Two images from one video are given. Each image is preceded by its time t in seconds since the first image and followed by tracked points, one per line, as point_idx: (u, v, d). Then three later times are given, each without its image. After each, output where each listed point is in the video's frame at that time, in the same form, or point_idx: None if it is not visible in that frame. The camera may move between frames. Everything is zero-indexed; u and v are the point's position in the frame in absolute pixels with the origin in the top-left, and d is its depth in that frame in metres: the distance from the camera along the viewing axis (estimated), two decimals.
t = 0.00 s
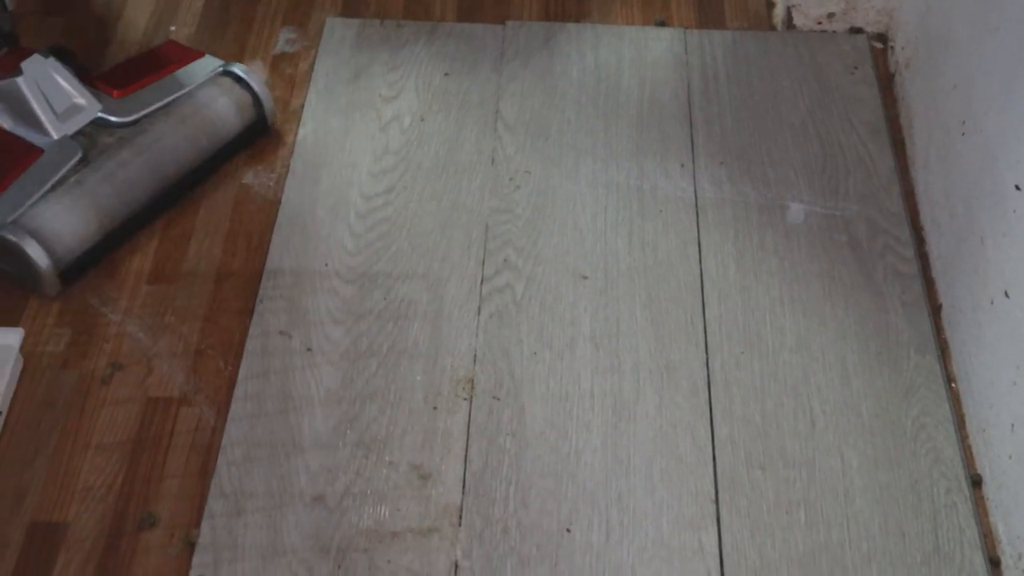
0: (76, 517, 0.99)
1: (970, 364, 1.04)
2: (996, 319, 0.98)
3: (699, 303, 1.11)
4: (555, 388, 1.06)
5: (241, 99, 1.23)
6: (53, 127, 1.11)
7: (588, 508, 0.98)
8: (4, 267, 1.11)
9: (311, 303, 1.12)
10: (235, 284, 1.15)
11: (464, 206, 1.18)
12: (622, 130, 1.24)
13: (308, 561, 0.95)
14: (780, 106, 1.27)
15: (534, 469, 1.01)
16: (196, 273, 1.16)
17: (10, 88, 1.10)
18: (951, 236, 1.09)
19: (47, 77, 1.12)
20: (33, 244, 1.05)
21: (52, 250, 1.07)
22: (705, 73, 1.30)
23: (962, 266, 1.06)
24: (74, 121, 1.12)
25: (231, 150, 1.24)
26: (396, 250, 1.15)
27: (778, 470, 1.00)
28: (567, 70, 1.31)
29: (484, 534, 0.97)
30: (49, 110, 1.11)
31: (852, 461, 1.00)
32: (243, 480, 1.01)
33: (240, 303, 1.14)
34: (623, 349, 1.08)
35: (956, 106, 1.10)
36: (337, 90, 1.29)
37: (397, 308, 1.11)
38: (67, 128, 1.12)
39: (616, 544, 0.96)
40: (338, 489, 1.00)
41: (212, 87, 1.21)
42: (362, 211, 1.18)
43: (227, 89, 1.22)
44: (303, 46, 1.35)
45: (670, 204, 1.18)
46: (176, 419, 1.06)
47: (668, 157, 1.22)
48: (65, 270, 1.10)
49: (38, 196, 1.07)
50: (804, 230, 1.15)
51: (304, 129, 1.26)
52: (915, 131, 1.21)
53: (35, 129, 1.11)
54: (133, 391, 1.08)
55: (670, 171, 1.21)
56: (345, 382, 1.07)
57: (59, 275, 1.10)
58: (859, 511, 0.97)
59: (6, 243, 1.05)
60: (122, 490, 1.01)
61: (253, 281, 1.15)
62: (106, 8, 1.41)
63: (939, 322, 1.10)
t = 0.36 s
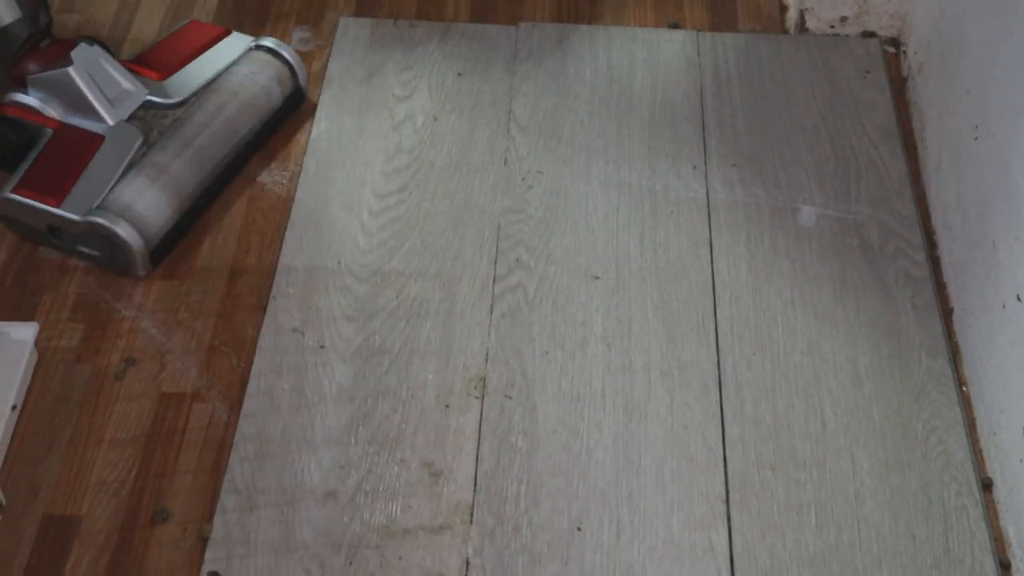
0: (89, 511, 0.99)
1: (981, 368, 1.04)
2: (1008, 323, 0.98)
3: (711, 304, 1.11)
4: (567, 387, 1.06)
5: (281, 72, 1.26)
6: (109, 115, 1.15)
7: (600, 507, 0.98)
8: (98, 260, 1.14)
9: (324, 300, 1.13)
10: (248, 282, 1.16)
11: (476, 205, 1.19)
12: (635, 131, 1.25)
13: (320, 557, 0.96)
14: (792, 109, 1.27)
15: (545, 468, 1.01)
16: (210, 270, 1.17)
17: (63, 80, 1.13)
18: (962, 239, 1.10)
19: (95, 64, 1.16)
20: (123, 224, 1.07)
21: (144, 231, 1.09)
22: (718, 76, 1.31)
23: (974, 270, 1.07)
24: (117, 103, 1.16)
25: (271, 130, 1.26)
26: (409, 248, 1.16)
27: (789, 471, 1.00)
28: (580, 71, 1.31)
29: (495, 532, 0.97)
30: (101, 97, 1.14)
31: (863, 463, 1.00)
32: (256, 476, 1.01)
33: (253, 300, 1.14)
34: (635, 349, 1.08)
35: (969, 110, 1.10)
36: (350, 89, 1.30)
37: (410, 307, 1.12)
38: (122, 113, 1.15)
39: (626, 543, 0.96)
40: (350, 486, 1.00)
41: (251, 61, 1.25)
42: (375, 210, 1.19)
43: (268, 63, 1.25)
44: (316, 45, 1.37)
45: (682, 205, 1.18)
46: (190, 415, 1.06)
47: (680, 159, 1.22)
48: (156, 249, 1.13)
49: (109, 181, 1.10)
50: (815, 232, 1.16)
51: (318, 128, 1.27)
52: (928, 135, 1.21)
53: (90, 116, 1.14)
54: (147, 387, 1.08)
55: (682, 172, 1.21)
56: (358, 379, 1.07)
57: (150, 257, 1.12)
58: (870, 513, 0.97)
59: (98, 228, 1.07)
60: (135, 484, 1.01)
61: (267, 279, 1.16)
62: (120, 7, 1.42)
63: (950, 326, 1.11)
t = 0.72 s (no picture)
0: (99, 512, 1.00)
1: (990, 370, 1.04)
2: (1016, 325, 0.98)
3: (719, 306, 1.11)
4: (576, 389, 1.06)
5: None
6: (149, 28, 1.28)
7: (609, 509, 0.99)
8: (200, 128, 1.28)
9: (333, 301, 1.13)
10: (257, 283, 1.16)
11: (485, 206, 1.19)
12: (643, 132, 1.25)
13: (329, 558, 0.96)
14: (800, 109, 1.27)
15: (554, 470, 1.01)
16: (219, 271, 1.17)
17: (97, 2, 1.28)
18: (971, 242, 1.10)
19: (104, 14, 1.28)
20: (221, 84, 1.23)
21: (237, 90, 1.25)
22: (726, 77, 1.31)
23: (982, 272, 1.07)
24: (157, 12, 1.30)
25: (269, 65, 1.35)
26: (417, 249, 1.16)
27: (797, 473, 1.00)
28: (588, 71, 1.31)
29: (504, 533, 0.97)
30: None
31: (871, 465, 1.01)
32: (265, 476, 1.01)
33: (262, 302, 1.15)
34: (644, 350, 1.08)
35: (977, 113, 1.10)
36: (359, 89, 1.30)
37: (419, 308, 1.12)
38: (159, 6, 1.31)
39: (635, 544, 0.96)
40: (359, 487, 1.01)
41: None
42: (384, 211, 1.19)
43: None
44: (325, 46, 1.38)
45: (691, 206, 1.19)
46: (199, 416, 1.07)
47: (688, 160, 1.22)
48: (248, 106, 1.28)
49: (194, 61, 1.25)
50: (824, 234, 1.16)
51: (326, 127, 1.27)
52: (937, 136, 1.21)
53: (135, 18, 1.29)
54: (157, 388, 1.08)
55: (691, 173, 1.21)
56: (367, 381, 1.07)
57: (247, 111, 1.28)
58: (878, 516, 0.97)
59: (204, 94, 1.23)
60: (145, 486, 1.02)
61: (276, 280, 1.16)
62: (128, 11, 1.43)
63: (958, 328, 1.11)
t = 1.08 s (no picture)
0: (106, 516, 1.00)
1: (995, 378, 1.04)
2: (1021, 333, 0.98)
3: (724, 313, 1.11)
4: (582, 394, 1.06)
5: None
6: None
7: (614, 515, 0.99)
8: None
9: (340, 306, 1.13)
10: (263, 288, 1.16)
11: (491, 212, 1.19)
12: (648, 138, 1.25)
13: (336, 563, 0.96)
14: (806, 116, 1.27)
15: (560, 476, 1.01)
16: (226, 275, 1.17)
17: None
18: (977, 249, 1.10)
19: None
20: None
21: None
22: (732, 83, 1.31)
23: (988, 279, 1.07)
24: None
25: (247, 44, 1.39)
26: (424, 255, 1.16)
27: (802, 480, 1.00)
28: (594, 78, 1.32)
29: (510, 539, 0.98)
30: None
31: (876, 472, 1.01)
32: (272, 481, 1.02)
33: (268, 306, 1.15)
34: (649, 357, 1.09)
35: (983, 121, 1.11)
36: (365, 95, 1.31)
37: (425, 313, 1.12)
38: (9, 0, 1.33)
39: (640, 551, 0.97)
40: (365, 492, 1.01)
41: None
42: (390, 217, 1.19)
43: None
44: (331, 51, 1.38)
45: (696, 212, 1.19)
46: (206, 420, 1.07)
47: (694, 166, 1.23)
48: None
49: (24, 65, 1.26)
50: (829, 241, 1.16)
51: (333, 134, 1.27)
52: (942, 144, 1.21)
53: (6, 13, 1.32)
54: (163, 392, 1.09)
55: (697, 180, 1.21)
56: (373, 387, 1.07)
57: None
58: (884, 523, 0.97)
59: None
60: (151, 490, 1.02)
61: (282, 284, 1.16)
62: (135, 18, 1.44)
63: (964, 335, 1.11)
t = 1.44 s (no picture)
0: (112, 524, 1.00)
1: (1000, 385, 1.04)
2: None
3: (729, 320, 1.12)
4: (588, 402, 1.06)
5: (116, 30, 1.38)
6: None
7: (620, 522, 0.99)
8: None
9: (345, 313, 1.13)
10: (268, 295, 1.16)
11: (496, 218, 1.20)
12: (653, 145, 1.26)
13: (342, 570, 0.96)
14: (809, 124, 1.28)
15: (567, 484, 1.01)
16: (231, 281, 1.17)
17: None
18: (981, 258, 1.10)
19: None
20: None
21: None
22: (736, 91, 1.32)
23: (992, 287, 1.07)
24: None
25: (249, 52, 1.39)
26: (429, 262, 1.16)
27: (807, 488, 1.01)
28: (599, 85, 1.32)
29: (517, 547, 0.98)
30: None
31: (881, 479, 1.01)
32: (278, 488, 1.02)
33: (274, 312, 1.15)
34: (655, 364, 1.09)
35: (987, 129, 1.11)
36: (370, 101, 1.31)
37: (431, 320, 1.12)
38: None
39: (647, 558, 0.97)
40: (371, 499, 1.01)
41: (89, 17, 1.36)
42: (395, 223, 1.20)
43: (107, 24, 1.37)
44: (336, 58, 1.38)
45: (701, 220, 1.19)
46: (211, 426, 1.07)
47: (699, 174, 1.23)
48: None
49: None
50: (834, 249, 1.16)
51: (338, 141, 1.27)
52: (946, 152, 1.22)
53: None
54: (168, 398, 1.09)
55: (702, 187, 1.22)
56: (378, 394, 1.08)
57: None
58: (889, 531, 0.98)
59: None
60: (157, 497, 1.02)
61: (287, 290, 1.16)
62: (139, 24, 1.44)
63: (968, 343, 1.11)
